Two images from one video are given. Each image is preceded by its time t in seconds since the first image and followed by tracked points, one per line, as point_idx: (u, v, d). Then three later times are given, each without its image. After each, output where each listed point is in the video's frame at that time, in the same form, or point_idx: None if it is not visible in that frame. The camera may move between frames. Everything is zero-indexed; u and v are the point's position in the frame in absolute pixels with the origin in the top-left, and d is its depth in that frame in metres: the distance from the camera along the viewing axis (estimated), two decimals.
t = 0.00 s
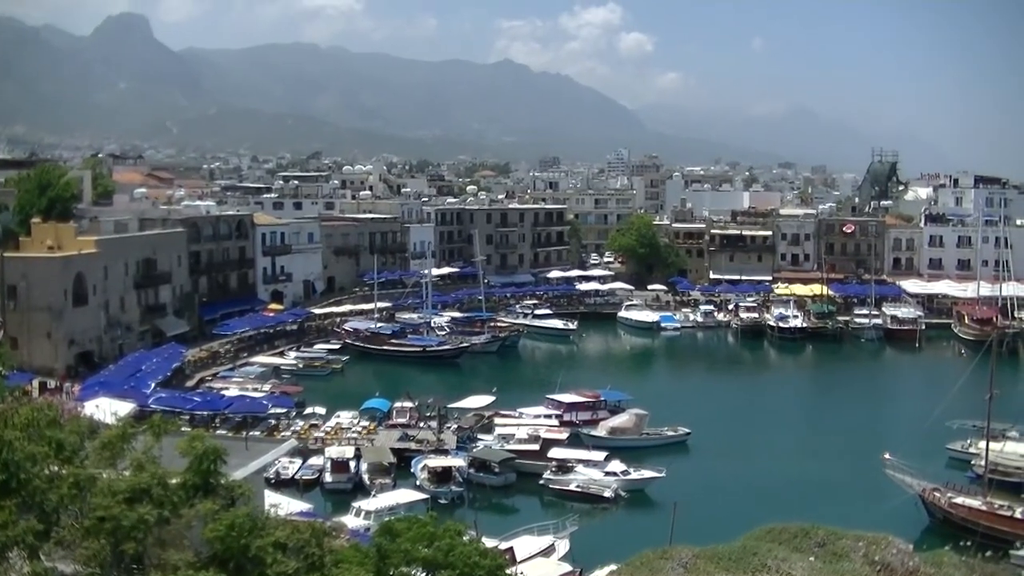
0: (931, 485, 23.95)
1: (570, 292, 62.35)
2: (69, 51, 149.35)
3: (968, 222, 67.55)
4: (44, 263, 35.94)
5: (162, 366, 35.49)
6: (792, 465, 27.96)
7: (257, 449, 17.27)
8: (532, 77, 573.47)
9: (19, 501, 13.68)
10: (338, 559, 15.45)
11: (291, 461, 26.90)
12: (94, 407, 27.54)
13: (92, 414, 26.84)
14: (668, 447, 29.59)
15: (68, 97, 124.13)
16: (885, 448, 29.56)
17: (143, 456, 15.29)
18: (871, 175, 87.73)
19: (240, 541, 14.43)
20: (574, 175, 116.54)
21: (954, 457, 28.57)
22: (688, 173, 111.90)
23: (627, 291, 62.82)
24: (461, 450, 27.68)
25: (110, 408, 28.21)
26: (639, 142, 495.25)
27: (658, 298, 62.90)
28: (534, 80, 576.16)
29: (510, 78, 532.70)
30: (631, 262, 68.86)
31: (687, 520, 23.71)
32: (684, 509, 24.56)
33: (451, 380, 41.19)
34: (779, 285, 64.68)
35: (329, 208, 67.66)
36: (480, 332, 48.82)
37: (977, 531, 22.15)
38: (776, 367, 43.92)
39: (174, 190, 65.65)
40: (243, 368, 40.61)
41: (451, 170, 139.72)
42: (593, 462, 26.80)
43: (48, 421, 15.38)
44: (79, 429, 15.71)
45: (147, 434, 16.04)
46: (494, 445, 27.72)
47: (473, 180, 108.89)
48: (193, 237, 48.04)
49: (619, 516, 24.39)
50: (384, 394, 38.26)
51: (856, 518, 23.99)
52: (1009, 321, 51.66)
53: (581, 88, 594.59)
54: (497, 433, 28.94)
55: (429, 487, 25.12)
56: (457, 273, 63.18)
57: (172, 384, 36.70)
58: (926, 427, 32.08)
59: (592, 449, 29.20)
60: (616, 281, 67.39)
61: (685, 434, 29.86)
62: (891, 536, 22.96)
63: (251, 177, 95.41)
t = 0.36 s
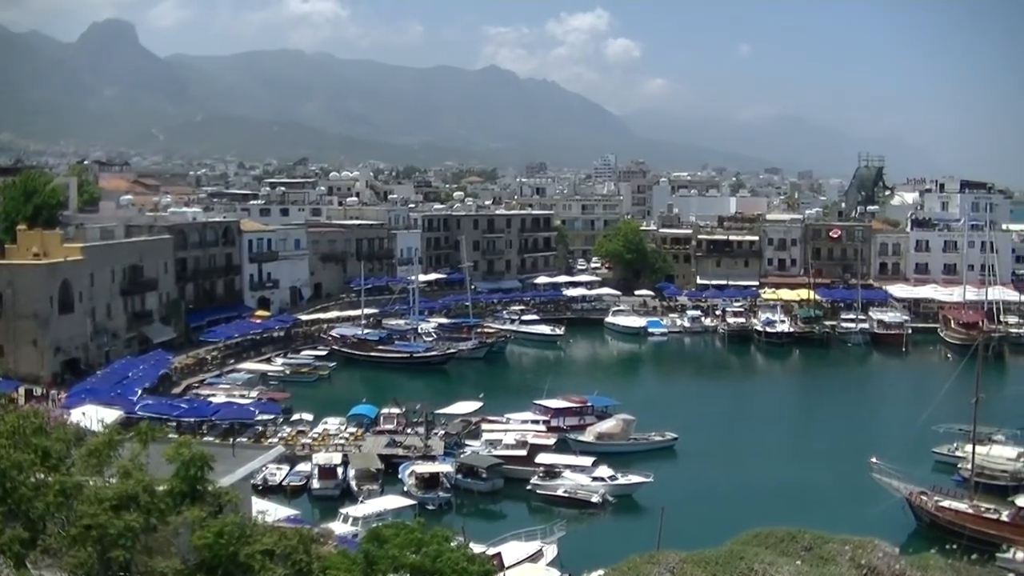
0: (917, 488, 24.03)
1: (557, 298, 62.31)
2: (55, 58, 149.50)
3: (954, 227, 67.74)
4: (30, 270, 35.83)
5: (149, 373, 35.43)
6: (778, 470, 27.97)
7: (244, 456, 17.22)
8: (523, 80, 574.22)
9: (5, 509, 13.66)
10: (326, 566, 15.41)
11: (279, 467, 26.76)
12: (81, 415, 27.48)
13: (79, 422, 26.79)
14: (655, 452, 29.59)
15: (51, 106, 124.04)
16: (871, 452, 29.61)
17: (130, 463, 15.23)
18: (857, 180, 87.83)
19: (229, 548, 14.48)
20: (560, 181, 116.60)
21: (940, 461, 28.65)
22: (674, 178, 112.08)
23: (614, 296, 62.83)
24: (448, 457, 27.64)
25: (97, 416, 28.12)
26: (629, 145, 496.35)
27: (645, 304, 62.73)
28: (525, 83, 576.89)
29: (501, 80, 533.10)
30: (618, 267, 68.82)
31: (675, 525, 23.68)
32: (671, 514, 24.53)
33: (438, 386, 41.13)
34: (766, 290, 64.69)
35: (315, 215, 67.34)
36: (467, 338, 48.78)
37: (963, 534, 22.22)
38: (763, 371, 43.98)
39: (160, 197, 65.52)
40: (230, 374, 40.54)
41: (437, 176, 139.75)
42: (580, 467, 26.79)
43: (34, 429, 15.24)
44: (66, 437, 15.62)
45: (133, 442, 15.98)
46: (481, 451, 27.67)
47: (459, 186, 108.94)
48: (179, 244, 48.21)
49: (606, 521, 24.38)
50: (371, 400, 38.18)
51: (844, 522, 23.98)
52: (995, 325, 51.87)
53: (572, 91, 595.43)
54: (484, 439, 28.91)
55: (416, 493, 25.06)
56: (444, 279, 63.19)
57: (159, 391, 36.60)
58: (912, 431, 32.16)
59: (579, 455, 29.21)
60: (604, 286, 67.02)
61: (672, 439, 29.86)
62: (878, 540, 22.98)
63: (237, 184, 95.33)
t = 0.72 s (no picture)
0: (887, 487, 24.08)
1: (529, 296, 62.29)
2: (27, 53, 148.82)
3: (924, 226, 67.96)
4: None
5: (119, 370, 35.29)
6: (747, 469, 27.99)
7: (215, 454, 17.16)
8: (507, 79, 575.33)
9: None
10: (296, 564, 15.38)
11: (250, 466, 26.65)
12: (51, 412, 27.42)
13: (48, 419, 26.74)
14: (627, 450, 29.61)
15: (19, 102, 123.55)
16: (841, 451, 29.67)
17: (99, 461, 15.14)
18: (829, 180, 88.18)
19: (200, 548, 14.47)
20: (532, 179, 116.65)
21: (910, 460, 28.74)
22: (647, 177, 112.27)
23: (585, 295, 62.92)
24: (419, 454, 27.61)
25: (66, 413, 28.00)
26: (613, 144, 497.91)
27: (617, 303, 62.85)
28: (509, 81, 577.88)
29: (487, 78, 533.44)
30: (590, 265, 69.07)
31: (646, 524, 23.69)
32: (643, 513, 24.55)
33: (411, 384, 41.08)
34: (737, 289, 64.67)
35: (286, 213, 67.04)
36: (439, 336, 48.71)
37: (932, 532, 22.28)
38: (735, 370, 44.06)
39: (131, 193, 65.18)
40: (200, 372, 40.43)
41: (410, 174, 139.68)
42: (552, 466, 26.79)
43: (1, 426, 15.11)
44: (34, 435, 15.49)
45: (103, 440, 15.91)
46: (452, 449, 27.64)
47: (430, 184, 108.93)
48: (151, 241, 47.94)
49: (578, 520, 24.39)
50: (343, 399, 38.09)
51: (816, 522, 24.01)
52: (965, 325, 52.22)
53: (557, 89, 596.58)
54: (456, 437, 28.88)
55: (387, 491, 24.97)
56: (416, 277, 63.05)
57: (129, 389, 36.47)
58: (882, 430, 32.27)
59: (549, 453, 29.21)
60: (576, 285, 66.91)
61: (644, 437, 29.88)
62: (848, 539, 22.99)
63: (210, 181, 95.13)
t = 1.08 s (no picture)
0: (854, 485, 24.21)
1: (496, 298, 62.27)
2: None
3: (890, 225, 68.62)
4: None
5: (86, 374, 35.09)
6: (714, 468, 28.04)
7: (183, 457, 17.11)
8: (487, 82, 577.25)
9: None
10: (265, 567, 15.37)
11: (217, 469, 26.46)
12: (15, 419, 27.31)
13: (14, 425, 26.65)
14: (595, 450, 29.71)
15: None
16: (807, 449, 29.80)
17: (65, 466, 14.98)
18: (796, 180, 88.89)
19: (169, 553, 14.41)
20: (498, 180, 116.56)
21: (877, 457, 28.83)
22: (614, 177, 112.45)
23: (553, 295, 62.98)
24: (387, 457, 27.53)
25: (31, 419, 27.90)
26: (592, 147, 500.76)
27: (584, 302, 63.02)
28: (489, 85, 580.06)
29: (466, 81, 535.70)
30: (557, 266, 68.44)
31: (613, 525, 23.69)
32: (611, 513, 24.55)
33: (379, 386, 41.00)
34: (704, 288, 64.76)
35: (253, 216, 66.73)
36: (406, 338, 48.69)
37: (900, 529, 22.39)
38: (703, 369, 44.23)
39: (96, 196, 64.81)
40: (167, 376, 40.25)
41: (376, 175, 139.32)
42: (520, 466, 26.79)
43: None
44: None
45: (68, 444, 15.79)
46: (420, 451, 27.63)
47: (395, 186, 108.67)
48: (116, 244, 47.53)
49: (546, 521, 24.42)
50: (311, 401, 38.02)
51: (784, 520, 24.02)
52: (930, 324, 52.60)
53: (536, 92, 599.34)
54: (424, 439, 28.92)
55: (356, 493, 24.88)
56: (383, 279, 62.78)
57: (95, 393, 36.28)
58: (849, 428, 32.41)
59: (517, 454, 29.25)
60: (543, 286, 66.55)
61: (611, 437, 29.99)
62: (817, 536, 23.05)
63: (174, 184, 94.58)
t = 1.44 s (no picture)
0: (815, 487, 24.29)
1: (458, 301, 62.11)
2: None
3: (851, 229, 69.03)
4: None
5: (45, 378, 34.85)
6: (676, 472, 28.05)
7: (143, 462, 17.05)
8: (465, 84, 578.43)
9: None
10: (226, 572, 15.31)
11: (179, 473, 26.28)
12: None
13: None
14: (556, 454, 29.78)
15: None
16: (769, 453, 29.83)
17: (24, 471, 14.75)
18: (757, 184, 89.08)
19: (129, 559, 14.31)
20: (460, 184, 116.14)
21: (839, 461, 28.88)
22: (576, 182, 112.26)
23: (515, 299, 62.89)
24: (349, 461, 27.48)
25: None
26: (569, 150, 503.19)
27: (546, 306, 63.03)
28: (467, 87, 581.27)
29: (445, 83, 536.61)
30: (518, 271, 68.07)
31: (574, 529, 23.68)
32: (572, 517, 24.53)
33: (341, 390, 40.90)
34: (666, 292, 64.74)
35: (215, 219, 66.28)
36: (368, 341, 48.54)
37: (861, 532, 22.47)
38: (665, 373, 44.27)
39: (56, 199, 64.25)
40: (128, 379, 39.99)
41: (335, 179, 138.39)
42: (482, 470, 26.79)
43: None
44: None
45: (28, 449, 15.64)
46: (382, 455, 27.63)
47: (358, 190, 107.87)
48: (77, 247, 47.26)
49: (508, 524, 24.39)
50: (273, 404, 37.87)
51: (747, 525, 24.01)
52: (891, 329, 52.83)
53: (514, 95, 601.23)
54: (386, 443, 28.95)
55: (317, 498, 24.82)
56: (345, 282, 62.48)
57: (55, 396, 36.03)
58: (811, 431, 32.51)
59: (479, 457, 29.25)
60: (505, 290, 66.37)
61: (574, 441, 30.06)
62: (779, 540, 23.08)
63: (134, 187, 93.83)
